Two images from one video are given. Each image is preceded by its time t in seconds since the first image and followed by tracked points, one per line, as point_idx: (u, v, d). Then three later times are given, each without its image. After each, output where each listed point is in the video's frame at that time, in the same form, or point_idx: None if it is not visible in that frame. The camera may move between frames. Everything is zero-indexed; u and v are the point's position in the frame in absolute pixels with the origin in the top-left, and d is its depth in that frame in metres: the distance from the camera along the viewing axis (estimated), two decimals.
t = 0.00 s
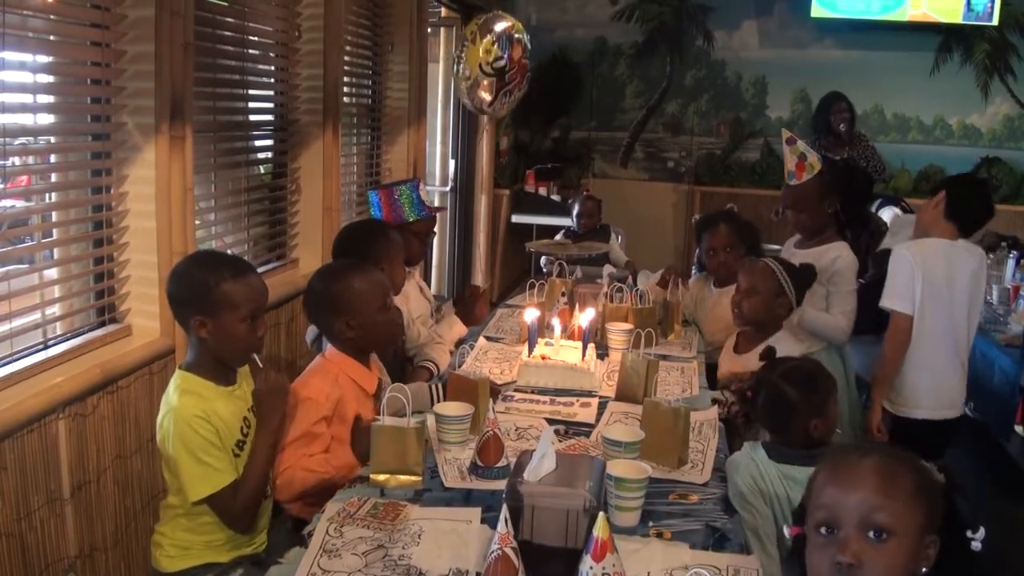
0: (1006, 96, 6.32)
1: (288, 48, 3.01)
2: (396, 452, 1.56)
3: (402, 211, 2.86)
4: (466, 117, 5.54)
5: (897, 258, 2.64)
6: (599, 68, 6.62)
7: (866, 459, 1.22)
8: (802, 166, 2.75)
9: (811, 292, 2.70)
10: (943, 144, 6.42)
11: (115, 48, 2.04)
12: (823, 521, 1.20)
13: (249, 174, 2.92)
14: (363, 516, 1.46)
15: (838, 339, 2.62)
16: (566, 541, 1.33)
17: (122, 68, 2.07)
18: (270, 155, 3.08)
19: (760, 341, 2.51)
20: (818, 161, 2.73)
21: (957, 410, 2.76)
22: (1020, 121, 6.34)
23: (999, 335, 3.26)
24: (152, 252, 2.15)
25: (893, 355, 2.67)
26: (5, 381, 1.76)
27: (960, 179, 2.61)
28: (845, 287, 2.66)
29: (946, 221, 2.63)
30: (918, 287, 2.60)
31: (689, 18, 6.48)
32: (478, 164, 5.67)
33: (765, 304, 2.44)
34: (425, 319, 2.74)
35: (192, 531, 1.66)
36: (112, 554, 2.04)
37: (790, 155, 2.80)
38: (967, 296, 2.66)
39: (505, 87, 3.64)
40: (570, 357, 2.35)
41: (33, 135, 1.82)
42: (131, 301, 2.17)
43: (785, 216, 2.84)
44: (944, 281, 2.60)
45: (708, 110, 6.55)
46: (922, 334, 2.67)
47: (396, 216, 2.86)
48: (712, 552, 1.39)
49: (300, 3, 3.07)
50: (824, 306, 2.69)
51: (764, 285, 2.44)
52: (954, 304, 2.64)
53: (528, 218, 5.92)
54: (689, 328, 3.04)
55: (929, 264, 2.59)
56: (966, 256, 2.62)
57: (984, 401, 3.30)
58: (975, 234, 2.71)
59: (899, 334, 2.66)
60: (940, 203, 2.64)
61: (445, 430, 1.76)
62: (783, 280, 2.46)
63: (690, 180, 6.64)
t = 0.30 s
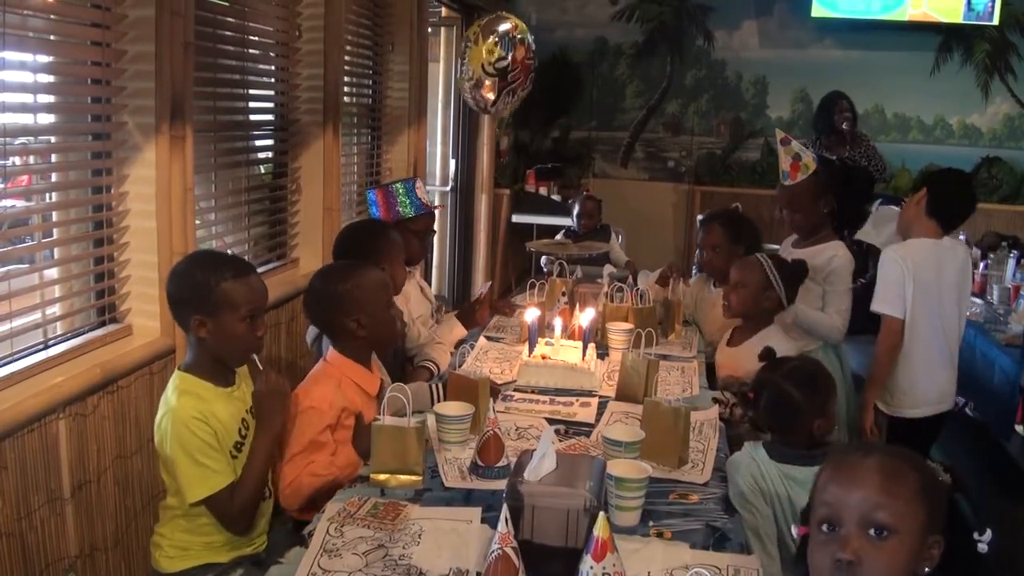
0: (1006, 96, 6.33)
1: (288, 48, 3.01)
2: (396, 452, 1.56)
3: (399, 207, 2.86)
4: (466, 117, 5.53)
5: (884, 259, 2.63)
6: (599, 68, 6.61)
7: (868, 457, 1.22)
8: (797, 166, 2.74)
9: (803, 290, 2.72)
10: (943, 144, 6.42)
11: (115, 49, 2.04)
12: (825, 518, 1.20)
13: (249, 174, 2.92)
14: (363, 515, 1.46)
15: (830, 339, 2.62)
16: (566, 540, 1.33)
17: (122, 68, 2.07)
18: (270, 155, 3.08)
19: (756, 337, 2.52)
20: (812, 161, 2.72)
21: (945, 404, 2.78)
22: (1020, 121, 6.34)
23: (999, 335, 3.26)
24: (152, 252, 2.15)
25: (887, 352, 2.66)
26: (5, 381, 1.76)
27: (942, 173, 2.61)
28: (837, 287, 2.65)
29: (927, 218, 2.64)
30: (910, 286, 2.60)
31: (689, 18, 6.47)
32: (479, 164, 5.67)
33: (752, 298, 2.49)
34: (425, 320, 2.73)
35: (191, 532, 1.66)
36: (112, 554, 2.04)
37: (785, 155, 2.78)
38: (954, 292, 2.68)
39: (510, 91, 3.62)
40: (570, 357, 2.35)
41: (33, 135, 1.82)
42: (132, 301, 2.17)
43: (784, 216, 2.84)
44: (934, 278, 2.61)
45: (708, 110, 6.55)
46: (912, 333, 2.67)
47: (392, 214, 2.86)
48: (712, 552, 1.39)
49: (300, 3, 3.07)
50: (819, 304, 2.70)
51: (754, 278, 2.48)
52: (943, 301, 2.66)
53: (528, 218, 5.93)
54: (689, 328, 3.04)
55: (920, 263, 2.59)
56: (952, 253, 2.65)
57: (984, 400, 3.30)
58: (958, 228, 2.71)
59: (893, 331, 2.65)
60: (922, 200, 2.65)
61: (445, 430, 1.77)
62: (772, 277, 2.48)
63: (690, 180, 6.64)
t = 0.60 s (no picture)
0: (1006, 95, 6.33)
1: (288, 48, 3.01)
2: (396, 452, 1.56)
3: (405, 210, 2.86)
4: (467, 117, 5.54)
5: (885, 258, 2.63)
6: (599, 68, 6.61)
7: (866, 457, 1.22)
8: (794, 167, 2.73)
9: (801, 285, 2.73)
10: (943, 144, 6.42)
11: (115, 48, 2.04)
12: (825, 519, 1.20)
13: (249, 174, 2.92)
14: (363, 515, 1.46)
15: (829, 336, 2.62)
16: (567, 540, 1.33)
17: (123, 67, 2.07)
18: (270, 154, 3.08)
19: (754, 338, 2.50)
20: (811, 161, 2.71)
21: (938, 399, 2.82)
22: (1020, 121, 6.34)
23: (1000, 335, 3.27)
24: (152, 251, 2.16)
25: (894, 351, 2.64)
26: (5, 381, 1.76)
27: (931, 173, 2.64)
28: (835, 287, 2.66)
29: (918, 217, 2.66)
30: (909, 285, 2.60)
31: (689, 18, 6.47)
32: (479, 163, 5.67)
33: (741, 297, 2.49)
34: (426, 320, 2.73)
35: (191, 532, 1.66)
36: (112, 554, 2.04)
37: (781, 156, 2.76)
38: (948, 290, 2.69)
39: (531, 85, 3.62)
40: (570, 356, 2.35)
41: (33, 134, 1.82)
42: (132, 300, 2.17)
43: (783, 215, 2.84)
44: (930, 277, 2.62)
45: (708, 110, 6.55)
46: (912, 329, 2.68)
47: (398, 213, 2.85)
48: (712, 552, 1.39)
49: (300, 3, 3.06)
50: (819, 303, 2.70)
51: (741, 282, 2.48)
52: (936, 298, 2.67)
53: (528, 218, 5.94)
54: (690, 328, 3.04)
55: (914, 261, 2.60)
56: (944, 250, 2.66)
57: (984, 400, 3.30)
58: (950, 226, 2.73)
59: (900, 329, 2.63)
60: (912, 199, 2.67)
61: (445, 430, 1.77)
62: (764, 279, 2.47)
63: (690, 180, 6.65)
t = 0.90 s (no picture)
0: (1007, 95, 6.33)
1: (288, 48, 3.01)
2: (396, 451, 1.57)
3: (412, 210, 2.86)
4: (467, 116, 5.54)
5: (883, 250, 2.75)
6: (599, 68, 6.61)
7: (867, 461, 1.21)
8: (808, 161, 2.83)
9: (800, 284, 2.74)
10: (943, 144, 6.42)
11: (115, 48, 2.04)
12: (822, 520, 1.20)
13: (249, 173, 2.92)
14: (363, 515, 1.46)
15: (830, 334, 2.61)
16: (567, 540, 1.33)
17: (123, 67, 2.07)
18: (270, 154, 3.08)
19: (748, 341, 2.43)
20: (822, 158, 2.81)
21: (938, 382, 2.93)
22: (1020, 121, 6.34)
23: (1000, 335, 3.27)
24: (152, 251, 2.16)
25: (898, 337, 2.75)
26: (5, 380, 1.76)
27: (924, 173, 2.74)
28: (837, 285, 2.65)
29: (914, 212, 2.78)
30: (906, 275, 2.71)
31: (690, 17, 6.47)
32: (479, 163, 5.67)
33: (729, 297, 2.47)
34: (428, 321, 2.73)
35: (191, 531, 1.66)
36: (112, 553, 2.05)
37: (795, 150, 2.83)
38: (943, 280, 2.81)
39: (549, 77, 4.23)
40: (570, 356, 2.35)
41: (33, 134, 1.82)
42: (132, 300, 2.17)
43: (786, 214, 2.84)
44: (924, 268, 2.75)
45: (709, 110, 6.55)
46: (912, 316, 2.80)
47: (405, 213, 2.86)
48: (712, 552, 1.39)
49: (301, 3, 3.06)
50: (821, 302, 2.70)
51: (731, 283, 2.47)
52: (932, 288, 2.79)
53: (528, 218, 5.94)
54: (690, 328, 3.04)
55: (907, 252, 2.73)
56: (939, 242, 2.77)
57: (984, 400, 3.31)
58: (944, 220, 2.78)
59: (901, 316, 2.75)
60: (908, 196, 2.79)
61: (445, 430, 1.77)
62: (754, 281, 2.43)
63: (690, 180, 6.65)
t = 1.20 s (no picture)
0: (1007, 95, 6.33)
1: (288, 48, 3.01)
2: (397, 451, 1.56)
3: (414, 210, 2.85)
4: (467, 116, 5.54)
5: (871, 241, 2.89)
6: (599, 68, 6.60)
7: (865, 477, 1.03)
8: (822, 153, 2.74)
9: (802, 284, 2.75)
10: (943, 144, 6.42)
11: (115, 48, 2.04)
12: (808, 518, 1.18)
13: (249, 173, 2.92)
14: (363, 515, 1.46)
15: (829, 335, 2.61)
16: (567, 540, 1.33)
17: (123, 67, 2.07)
18: (271, 154, 3.08)
19: (738, 342, 2.39)
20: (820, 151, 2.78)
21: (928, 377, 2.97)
22: (1020, 121, 6.34)
23: (1000, 335, 3.27)
24: (153, 251, 2.16)
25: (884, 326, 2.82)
26: (4, 380, 1.76)
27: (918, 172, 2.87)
28: (843, 283, 2.64)
29: (908, 207, 2.90)
30: (891, 267, 2.80)
31: (690, 17, 6.47)
32: (479, 163, 5.68)
33: (719, 296, 2.45)
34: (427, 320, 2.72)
35: (191, 531, 1.66)
36: (112, 553, 2.05)
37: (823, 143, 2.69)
38: (935, 274, 2.91)
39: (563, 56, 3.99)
40: (570, 356, 2.35)
41: (33, 134, 1.82)
42: (132, 300, 2.17)
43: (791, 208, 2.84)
44: (913, 261, 2.87)
45: (709, 110, 6.55)
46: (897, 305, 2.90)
47: (406, 213, 2.85)
48: (712, 552, 1.39)
49: (301, 3, 3.06)
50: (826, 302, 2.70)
51: (723, 282, 2.46)
52: (922, 281, 2.90)
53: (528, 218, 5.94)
54: (690, 328, 3.04)
55: (896, 245, 2.85)
56: (930, 237, 2.87)
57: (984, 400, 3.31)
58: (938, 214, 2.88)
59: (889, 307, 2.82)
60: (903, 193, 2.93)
61: (445, 429, 1.77)
62: (742, 282, 2.40)
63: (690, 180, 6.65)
